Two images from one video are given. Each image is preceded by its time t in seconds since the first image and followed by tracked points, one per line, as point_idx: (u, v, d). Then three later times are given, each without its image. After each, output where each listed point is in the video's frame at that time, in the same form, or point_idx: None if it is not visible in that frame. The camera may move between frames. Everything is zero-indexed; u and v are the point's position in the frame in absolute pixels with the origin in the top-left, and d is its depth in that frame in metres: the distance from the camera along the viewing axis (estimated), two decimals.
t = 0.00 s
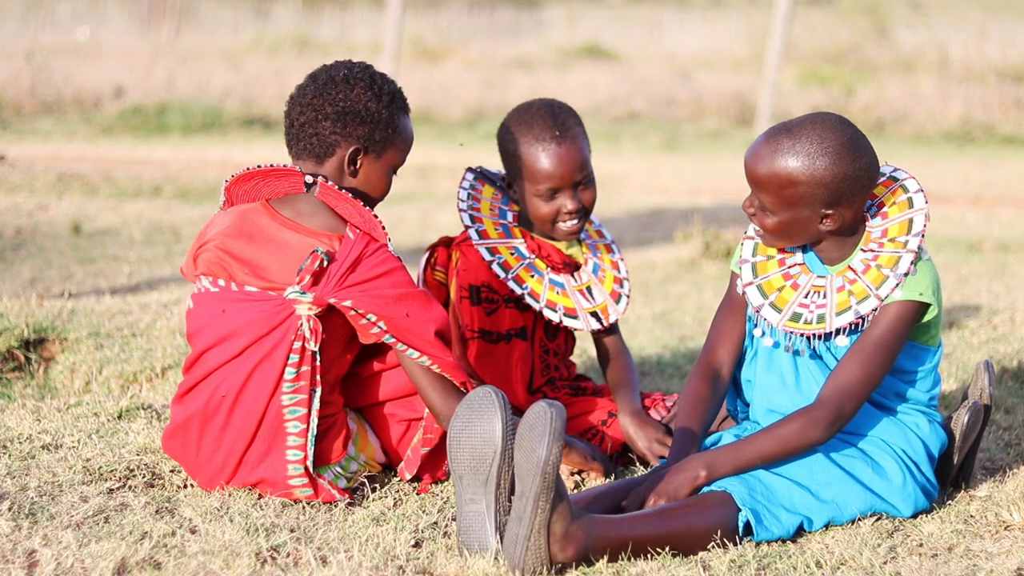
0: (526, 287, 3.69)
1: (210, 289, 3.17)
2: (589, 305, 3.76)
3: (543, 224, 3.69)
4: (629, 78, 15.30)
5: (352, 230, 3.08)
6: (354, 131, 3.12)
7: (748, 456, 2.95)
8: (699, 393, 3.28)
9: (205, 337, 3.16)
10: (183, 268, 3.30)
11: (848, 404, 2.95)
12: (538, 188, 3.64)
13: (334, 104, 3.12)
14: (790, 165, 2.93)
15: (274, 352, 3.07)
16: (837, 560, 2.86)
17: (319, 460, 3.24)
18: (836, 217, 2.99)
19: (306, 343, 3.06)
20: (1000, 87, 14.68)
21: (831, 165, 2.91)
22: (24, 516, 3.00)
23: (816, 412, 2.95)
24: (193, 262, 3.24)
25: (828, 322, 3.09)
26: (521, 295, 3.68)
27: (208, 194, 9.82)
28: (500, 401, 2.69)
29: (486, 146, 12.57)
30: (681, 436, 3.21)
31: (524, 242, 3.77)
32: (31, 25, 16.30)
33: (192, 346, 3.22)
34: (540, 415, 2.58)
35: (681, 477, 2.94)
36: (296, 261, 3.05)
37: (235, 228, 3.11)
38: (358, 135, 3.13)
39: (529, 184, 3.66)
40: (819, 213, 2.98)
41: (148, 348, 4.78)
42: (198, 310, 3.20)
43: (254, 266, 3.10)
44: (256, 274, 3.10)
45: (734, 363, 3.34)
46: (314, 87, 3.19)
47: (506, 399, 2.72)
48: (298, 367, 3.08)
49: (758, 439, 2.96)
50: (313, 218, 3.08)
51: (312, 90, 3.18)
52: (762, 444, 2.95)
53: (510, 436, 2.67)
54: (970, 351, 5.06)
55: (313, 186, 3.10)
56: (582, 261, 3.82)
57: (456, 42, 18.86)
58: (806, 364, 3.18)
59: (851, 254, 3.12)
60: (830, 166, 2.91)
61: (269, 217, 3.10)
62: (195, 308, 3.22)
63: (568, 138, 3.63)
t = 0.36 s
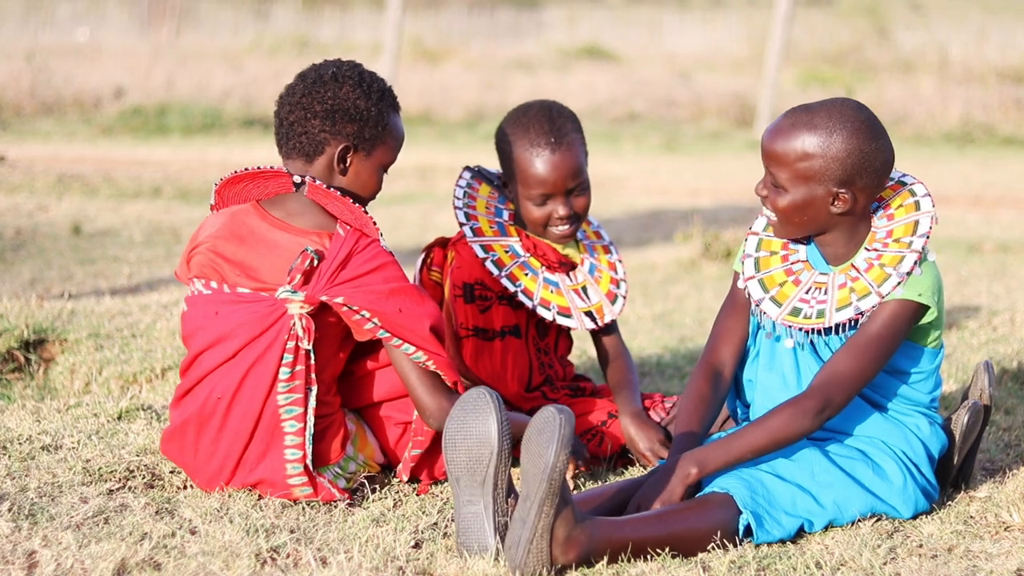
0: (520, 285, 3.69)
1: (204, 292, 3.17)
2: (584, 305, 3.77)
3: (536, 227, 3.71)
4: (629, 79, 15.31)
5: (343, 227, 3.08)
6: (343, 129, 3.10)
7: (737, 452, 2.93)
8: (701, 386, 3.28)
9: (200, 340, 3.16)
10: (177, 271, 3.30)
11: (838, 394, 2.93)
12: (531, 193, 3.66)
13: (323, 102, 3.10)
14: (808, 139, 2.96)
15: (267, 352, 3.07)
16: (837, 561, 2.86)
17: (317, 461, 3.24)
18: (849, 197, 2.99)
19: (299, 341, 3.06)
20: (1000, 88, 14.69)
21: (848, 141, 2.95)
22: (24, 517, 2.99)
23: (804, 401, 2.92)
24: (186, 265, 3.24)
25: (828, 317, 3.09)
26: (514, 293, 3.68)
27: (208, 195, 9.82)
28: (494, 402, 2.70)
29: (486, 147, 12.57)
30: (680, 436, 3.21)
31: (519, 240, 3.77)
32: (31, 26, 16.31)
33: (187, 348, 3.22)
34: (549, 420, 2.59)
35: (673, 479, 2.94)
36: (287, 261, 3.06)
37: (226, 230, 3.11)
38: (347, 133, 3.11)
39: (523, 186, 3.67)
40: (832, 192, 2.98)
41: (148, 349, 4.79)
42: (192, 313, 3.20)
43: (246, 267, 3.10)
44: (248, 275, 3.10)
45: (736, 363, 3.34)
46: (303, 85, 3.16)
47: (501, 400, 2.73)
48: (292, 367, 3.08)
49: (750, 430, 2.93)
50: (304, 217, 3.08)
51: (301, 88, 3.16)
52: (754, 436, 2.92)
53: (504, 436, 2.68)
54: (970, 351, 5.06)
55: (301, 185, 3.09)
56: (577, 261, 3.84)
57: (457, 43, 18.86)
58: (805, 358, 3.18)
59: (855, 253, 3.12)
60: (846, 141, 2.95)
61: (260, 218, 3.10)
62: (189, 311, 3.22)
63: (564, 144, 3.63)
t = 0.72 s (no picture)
0: (510, 282, 3.69)
1: (198, 293, 3.16)
2: (575, 304, 3.78)
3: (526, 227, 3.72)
4: (629, 79, 15.31)
5: (337, 227, 3.08)
6: (337, 130, 3.09)
7: (723, 453, 2.94)
8: (698, 385, 3.30)
9: (196, 341, 3.15)
10: (172, 272, 3.29)
11: (827, 391, 2.93)
12: (521, 194, 3.64)
13: (317, 102, 3.08)
14: (806, 131, 2.98)
15: (262, 352, 3.07)
16: (837, 561, 2.86)
17: (315, 460, 3.24)
18: (851, 190, 2.99)
19: (292, 341, 3.06)
20: (1000, 88, 14.66)
21: (845, 133, 2.96)
22: (24, 517, 3.00)
23: (789, 398, 2.92)
24: (181, 266, 3.24)
25: (819, 315, 3.09)
26: (503, 290, 3.67)
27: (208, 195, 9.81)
28: (493, 402, 2.70)
29: (485, 147, 12.57)
30: (679, 441, 3.20)
31: (512, 238, 3.77)
32: (31, 25, 16.32)
33: (181, 349, 3.22)
34: (557, 425, 2.57)
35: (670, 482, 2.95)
36: (281, 262, 3.06)
37: (221, 231, 3.12)
38: (340, 133, 3.09)
39: (515, 185, 3.66)
40: (834, 185, 2.98)
41: (148, 349, 4.79)
42: (187, 314, 3.20)
43: (241, 268, 3.10)
44: (242, 275, 3.10)
45: (734, 362, 3.34)
46: (297, 85, 3.14)
47: (500, 401, 2.73)
48: (287, 366, 3.08)
49: (734, 433, 2.94)
50: (299, 218, 3.09)
51: (295, 88, 3.14)
52: (739, 437, 2.93)
53: (503, 436, 2.68)
54: (970, 351, 5.06)
55: (296, 186, 3.09)
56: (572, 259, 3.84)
57: (457, 43, 18.87)
58: (804, 356, 3.17)
59: (853, 253, 3.11)
60: (844, 132, 2.96)
61: (254, 218, 3.11)
62: (184, 312, 3.21)
63: (557, 148, 3.60)
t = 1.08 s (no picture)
0: (510, 282, 3.69)
1: (195, 296, 3.16)
2: (575, 304, 3.78)
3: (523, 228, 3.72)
4: (628, 80, 15.31)
5: (332, 226, 3.07)
6: (330, 129, 3.08)
7: (722, 457, 2.95)
8: (695, 389, 3.30)
9: (193, 344, 3.15)
10: (168, 276, 3.29)
11: (828, 395, 2.93)
12: (518, 194, 3.64)
13: (311, 101, 3.08)
14: (800, 134, 2.98)
15: (260, 354, 3.07)
16: (837, 561, 2.86)
17: (315, 461, 3.24)
18: (848, 192, 2.99)
19: (292, 341, 3.05)
20: (1000, 88, 14.64)
21: (840, 135, 2.96)
22: (24, 517, 3.00)
23: (790, 401, 2.92)
24: (177, 270, 3.23)
25: (818, 319, 3.08)
26: (504, 289, 3.67)
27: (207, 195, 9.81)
28: (491, 403, 2.70)
29: (485, 147, 12.56)
30: (677, 442, 3.20)
31: (511, 238, 3.77)
32: (31, 25, 16.31)
33: (180, 352, 3.22)
34: (555, 426, 2.57)
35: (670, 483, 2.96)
36: (278, 262, 3.06)
37: (215, 233, 3.11)
38: (334, 132, 3.08)
39: (513, 187, 3.65)
40: (830, 188, 2.98)
41: (148, 349, 4.79)
42: (184, 317, 3.20)
43: (238, 270, 3.10)
44: (240, 277, 3.10)
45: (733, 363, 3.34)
46: (292, 85, 3.15)
47: (498, 402, 2.73)
48: (286, 367, 3.07)
49: (730, 440, 2.95)
50: (294, 217, 3.09)
51: (290, 88, 3.14)
52: (738, 442, 2.93)
53: (501, 436, 2.68)
54: (970, 352, 5.06)
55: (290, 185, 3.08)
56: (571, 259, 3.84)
57: (457, 43, 18.87)
58: (803, 361, 3.16)
59: (851, 256, 3.11)
60: (838, 134, 2.96)
61: (250, 221, 3.10)
62: (181, 315, 3.21)
63: (554, 150, 3.59)
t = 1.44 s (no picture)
0: (513, 282, 3.67)
1: (186, 298, 3.17)
2: (580, 301, 3.78)
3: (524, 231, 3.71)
4: (628, 80, 15.31)
5: (321, 226, 3.05)
6: (320, 128, 3.07)
7: (729, 458, 2.94)
8: (698, 386, 3.30)
9: (184, 346, 3.15)
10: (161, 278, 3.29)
11: (833, 397, 2.94)
12: (519, 197, 3.64)
13: (302, 100, 3.08)
14: (800, 134, 2.98)
15: (249, 354, 3.07)
16: (837, 560, 2.86)
17: (311, 460, 3.24)
18: (849, 191, 2.99)
19: (277, 342, 3.04)
20: (1000, 88, 14.63)
21: (839, 134, 2.97)
22: (24, 516, 3.00)
23: (796, 401, 2.93)
24: (171, 272, 3.24)
25: (822, 318, 3.08)
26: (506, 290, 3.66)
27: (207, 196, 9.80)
28: (491, 402, 2.70)
29: (484, 147, 12.56)
30: (678, 440, 3.20)
31: (513, 238, 3.77)
32: (31, 25, 16.31)
33: (172, 353, 3.22)
34: (553, 425, 2.57)
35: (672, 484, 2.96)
36: (265, 263, 3.06)
37: (206, 235, 3.11)
38: (323, 131, 3.07)
39: (513, 188, 3.65)
40: (831, 187, 2.98)
41: (148, 349, 4.79)
42: (175, 320, 3.20)
43: (228, 271, 3.09)
44: (229, 279, 3.10)
45: (733, 361, 3.34)
46: (285, 84, 3.15)
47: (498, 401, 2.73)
48: (275, 367, 3.07)
49: (736, 439, 2.95)
50: (283, 217, 3.08)
51: (283, 87, 3.14)
52: (743, 442, 2.93)
53: (501, 435, 2.68)
54: (970, 351, 5.07)
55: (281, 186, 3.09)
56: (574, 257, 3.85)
57: (457, 44, 18.86)
58: (804, 358, 3.17)
59: (854, 255, 3.11)
60: (838, 132, 2.97)
61: (240, 221, 3.10)
62: (173, 318, 3.21)
63: (557, 155, 3.59)
